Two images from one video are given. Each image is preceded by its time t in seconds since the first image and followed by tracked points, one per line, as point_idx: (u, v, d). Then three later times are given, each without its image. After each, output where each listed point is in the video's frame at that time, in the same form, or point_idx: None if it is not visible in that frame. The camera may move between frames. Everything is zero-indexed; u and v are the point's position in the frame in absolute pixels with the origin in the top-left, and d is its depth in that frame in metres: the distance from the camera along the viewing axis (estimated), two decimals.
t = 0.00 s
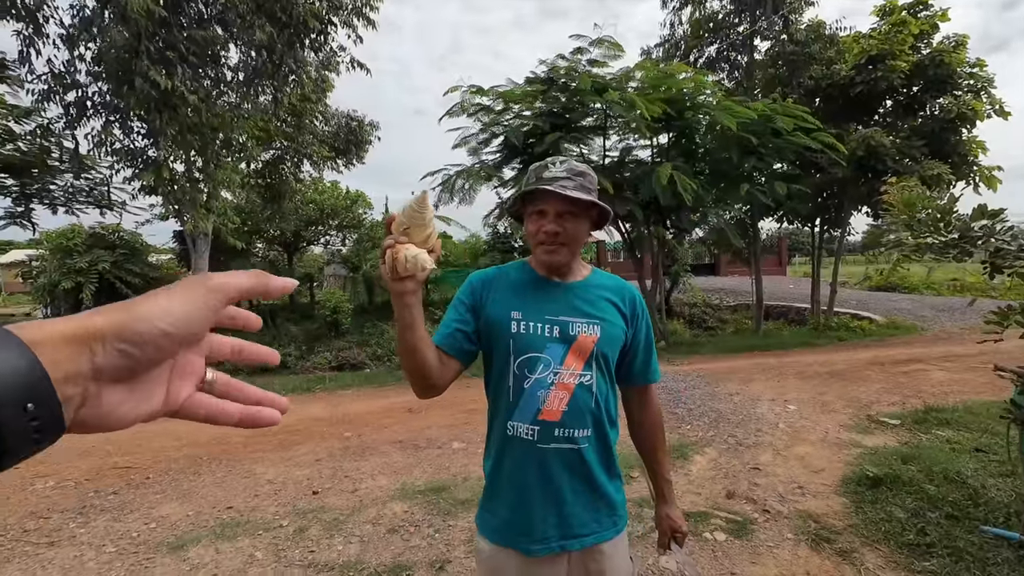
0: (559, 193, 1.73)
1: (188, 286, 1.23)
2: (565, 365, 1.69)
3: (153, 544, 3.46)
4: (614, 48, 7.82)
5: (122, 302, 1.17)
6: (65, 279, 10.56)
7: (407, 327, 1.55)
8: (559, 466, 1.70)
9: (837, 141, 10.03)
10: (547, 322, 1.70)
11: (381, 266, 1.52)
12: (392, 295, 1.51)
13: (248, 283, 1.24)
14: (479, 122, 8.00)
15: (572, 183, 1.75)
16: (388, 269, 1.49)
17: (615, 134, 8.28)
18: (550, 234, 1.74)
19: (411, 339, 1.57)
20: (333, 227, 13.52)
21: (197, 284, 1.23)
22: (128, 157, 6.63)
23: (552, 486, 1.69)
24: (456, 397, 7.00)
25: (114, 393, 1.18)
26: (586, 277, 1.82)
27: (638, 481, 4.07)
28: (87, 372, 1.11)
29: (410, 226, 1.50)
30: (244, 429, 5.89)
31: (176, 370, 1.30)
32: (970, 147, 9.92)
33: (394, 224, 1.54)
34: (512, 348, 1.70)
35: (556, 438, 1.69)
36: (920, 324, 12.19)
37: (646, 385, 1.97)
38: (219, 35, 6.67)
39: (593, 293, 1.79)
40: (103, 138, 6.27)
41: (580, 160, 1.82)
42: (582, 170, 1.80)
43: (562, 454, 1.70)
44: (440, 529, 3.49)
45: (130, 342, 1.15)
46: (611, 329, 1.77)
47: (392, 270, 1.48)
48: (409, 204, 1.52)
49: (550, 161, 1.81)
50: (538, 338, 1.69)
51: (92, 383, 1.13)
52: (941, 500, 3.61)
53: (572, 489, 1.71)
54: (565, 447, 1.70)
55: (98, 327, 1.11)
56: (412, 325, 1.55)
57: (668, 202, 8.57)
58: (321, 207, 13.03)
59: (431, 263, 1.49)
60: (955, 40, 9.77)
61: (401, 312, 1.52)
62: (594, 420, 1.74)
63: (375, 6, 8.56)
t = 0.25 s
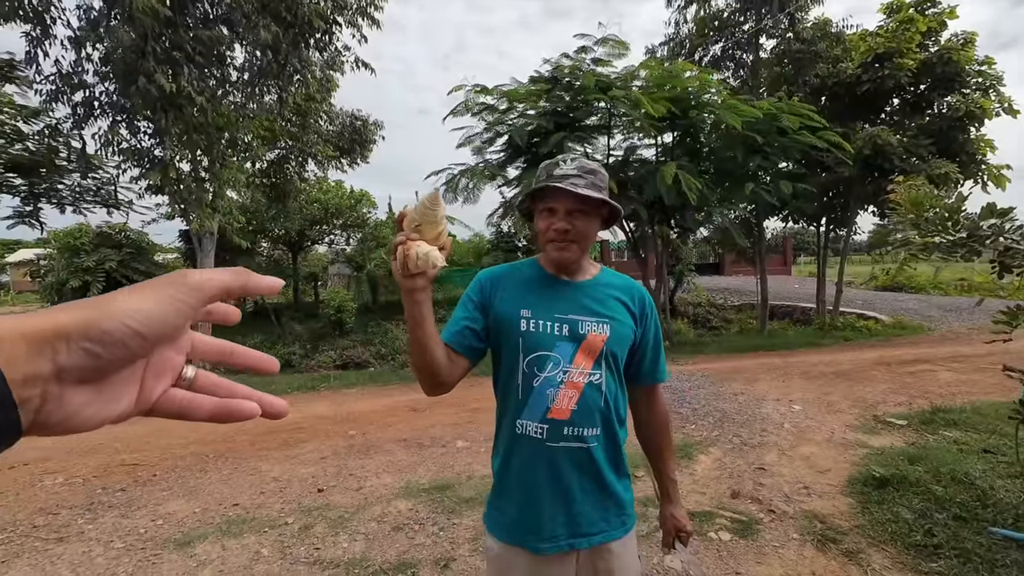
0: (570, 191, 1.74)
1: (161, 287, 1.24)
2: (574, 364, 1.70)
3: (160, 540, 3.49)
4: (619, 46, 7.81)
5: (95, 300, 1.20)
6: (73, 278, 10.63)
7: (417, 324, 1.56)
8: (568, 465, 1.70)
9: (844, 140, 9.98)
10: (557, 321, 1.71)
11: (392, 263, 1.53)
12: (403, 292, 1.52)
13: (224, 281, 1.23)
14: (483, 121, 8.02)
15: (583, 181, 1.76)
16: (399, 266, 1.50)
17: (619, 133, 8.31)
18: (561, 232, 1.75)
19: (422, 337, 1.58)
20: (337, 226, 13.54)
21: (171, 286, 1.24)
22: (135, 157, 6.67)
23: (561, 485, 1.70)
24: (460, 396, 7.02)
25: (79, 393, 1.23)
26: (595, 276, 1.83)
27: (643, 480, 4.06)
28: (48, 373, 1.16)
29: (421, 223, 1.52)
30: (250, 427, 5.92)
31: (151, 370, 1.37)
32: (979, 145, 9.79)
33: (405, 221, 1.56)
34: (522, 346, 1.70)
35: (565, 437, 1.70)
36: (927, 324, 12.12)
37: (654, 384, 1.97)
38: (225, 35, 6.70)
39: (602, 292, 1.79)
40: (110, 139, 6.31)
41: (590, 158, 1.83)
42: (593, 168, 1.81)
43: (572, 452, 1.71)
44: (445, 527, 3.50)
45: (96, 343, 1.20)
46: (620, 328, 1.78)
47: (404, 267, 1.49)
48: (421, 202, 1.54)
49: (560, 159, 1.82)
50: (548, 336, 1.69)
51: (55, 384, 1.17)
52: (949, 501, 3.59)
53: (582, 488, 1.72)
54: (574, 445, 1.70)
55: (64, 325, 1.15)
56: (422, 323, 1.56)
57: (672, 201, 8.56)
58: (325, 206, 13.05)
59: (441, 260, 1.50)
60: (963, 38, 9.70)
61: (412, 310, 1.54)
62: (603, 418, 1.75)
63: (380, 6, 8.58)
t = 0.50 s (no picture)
0: (579, 186, 1.74)
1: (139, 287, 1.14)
2: (583, 361, 1.69)
3: (166, 535, 3.50)
4: (623, 44, 7.78)
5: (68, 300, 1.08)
6: (78, 275, 10.67)
7: (425, 320, 1.56)
8: (578, 463, 1.70)
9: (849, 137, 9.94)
10: (566, 318, 1.70)
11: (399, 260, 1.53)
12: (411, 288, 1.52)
13: (216, 283, 1.13)
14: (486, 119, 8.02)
15: (592, 176, 1.75)
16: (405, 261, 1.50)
17: (623, 131, 8.26)
18: (570, 228, 1.75)
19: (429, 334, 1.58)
20: (340, 224, 13.51)
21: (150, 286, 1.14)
22: (140, 155, 6.69)
23: (570, 482, 1.69)
24: (464, 394, 7.02)
25: (52, 404, 1.11)
26: (604, 273, 1.83)
27: (645, 479, 4.05)
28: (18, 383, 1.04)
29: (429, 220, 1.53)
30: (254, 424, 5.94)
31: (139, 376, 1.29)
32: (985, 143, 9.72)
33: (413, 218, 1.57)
34: (530, 343, 1.70)
35: (574, 434, 1.69)
36: (933, 324, 12.07)
37: (663, 382, 1.97)
38: (228, 33, 6.70)
39: (610, 289, 1.79)
40: (114, 136, 6.34)
41: (599, 152, 1.82)
42: (601, 163, 1.80)
43: (581, 450, 1.70)
44: (449, 524, 3.50)
45: (69, 349, 1.08)
46: (629, 326, 1.78)
47: (411, 264, 1.49)
48: (429, 201, 1.56)
49: (568, 155, 1.81)
50: (557, 334, 1.69)
51: (24, 395, 1.06)
52: (955, 501, 3.57)
53: (590, 486, 1.72)
54: (583, 443, 1.70)
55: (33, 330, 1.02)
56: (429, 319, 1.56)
57: (676, 199, 8.54)
58: (328, 204, 12.94)
59: (450, 257, 1.50)
60: (971, 35, 9.62)
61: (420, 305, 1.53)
62: (612, 416, 1.75)
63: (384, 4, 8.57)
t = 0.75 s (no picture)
0: (583, 186, 1.73)
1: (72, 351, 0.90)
2: (590, 360, 1.70)
3: (170, 532, 3.52)
4: (626, 42, 7.77)
5: None
6: (82, 274, 10.71)
7: (433, 319, 1.57)
8: (584, 461, 1.70)
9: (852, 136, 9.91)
10: (573, 317, 1.70)
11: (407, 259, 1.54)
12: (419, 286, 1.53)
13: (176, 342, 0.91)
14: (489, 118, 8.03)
15: (596, 175, 1.75)
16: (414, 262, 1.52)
17: (625, 130, 8.22)
18: (575, 228, 1.74)
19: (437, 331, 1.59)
20: (342, 223, 13.45)
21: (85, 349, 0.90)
22: (143, 153, 6.70)
23: (577, 480, 1.70)
24: (466, 392, 7.04)
25: None
26: (611, 272, 1.83)
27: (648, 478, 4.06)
28: None
29: (437, 219, 1.54)
30: (257, 422, 5.96)
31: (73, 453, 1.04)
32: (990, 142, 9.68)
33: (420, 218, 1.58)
34: (537, 342, 1.70)
35: (581, 433, 1.70)
36: (936, 323, 12.04)
37: (670, 381, 1.98)
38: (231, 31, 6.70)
39: (618, 288, 1.79)
40: (117, 135, 6.35)
41: (602, 151, 1.82)
42: (606, 162, 1.79)
43: (587, 448, 1.71)
44: (451, 522, 3.51)
45: None
46: (636, 325, 1.78)
47: (420, 264, 1.50)
48: (437, 201, 1.55)
49: (572, 154, 1.81)
50: (564, 332, 1.69)
51: None
52: (958, 501, 3.57)
53: (597, 484, 1.72)
54: (590, 441, 1.70)
55: None
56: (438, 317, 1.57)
57: (678, 198, 8.53)
58: (330, 203, 12.90)
59: (458, 257, 1.51)
60: (975, 33, 9.58)
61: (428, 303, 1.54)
62: (619, 414, 1.75)
63: (386, 2, 8.56)
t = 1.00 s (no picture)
0: (583, 184, 1.72)
1: None
2: (591, 359, 1.69)
3: (170, 530, 3.52)
4: (627, 41, 7.76)
5: None
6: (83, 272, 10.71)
7: (433, 317, 1.57)
8: (584, 459, 1.70)
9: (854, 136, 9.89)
10: (574, 316, 1.69)
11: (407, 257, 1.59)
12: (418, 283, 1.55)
13: None
14: (490, 116, 8.02)
15: (597, 173, 1.74)
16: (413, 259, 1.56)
17: (626, 128, 8.20)
18: (576, 226, 1.73)
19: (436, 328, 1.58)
20: (343, 221, 13.37)
21: None
22: (144, 151, 6.70)
23: (577, 478, 1.70)
24: (466, 391, 7.04)
25: None
26: (612, 271, 1.81)
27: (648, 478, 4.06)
28: None
29: (436, 218, 1.61)
30: (257, 421, 5.96)
31: None
32: (992, 141, 9.69)
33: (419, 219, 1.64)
34: (538, 341, 1.69)
35: (581, 431, 1.69)
36: (937, 323, 12.03)
37: (671, 380, 1.97)
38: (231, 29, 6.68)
39: (618, 287, 1.77)
40: (118, 133, 6.35)
41: (603, 150, 1.81)
42: (606, 160, 1.78)
43: (588, 447, 1.70)
44: (451, 521, 3.51)
45: None
46: (637, 323, 1.76)
47: (420, 262, 1.54)
48: (437, 202, 1.63)
49: (572, 153, 1.80)
50: (565, 331, 1.68)
51: None
52: (959, 501, 3.56)
53: (597, 483, 1.72)
54: (590, 440, 1.70)
55: None
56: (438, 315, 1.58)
57: (680, 197, 8.52)
58: (331, 202, 12.89)
59: (458, 255, 1.56)
60: (977, 32, 9.58)
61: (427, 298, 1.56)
62: (619, 413, 1.74)
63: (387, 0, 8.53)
